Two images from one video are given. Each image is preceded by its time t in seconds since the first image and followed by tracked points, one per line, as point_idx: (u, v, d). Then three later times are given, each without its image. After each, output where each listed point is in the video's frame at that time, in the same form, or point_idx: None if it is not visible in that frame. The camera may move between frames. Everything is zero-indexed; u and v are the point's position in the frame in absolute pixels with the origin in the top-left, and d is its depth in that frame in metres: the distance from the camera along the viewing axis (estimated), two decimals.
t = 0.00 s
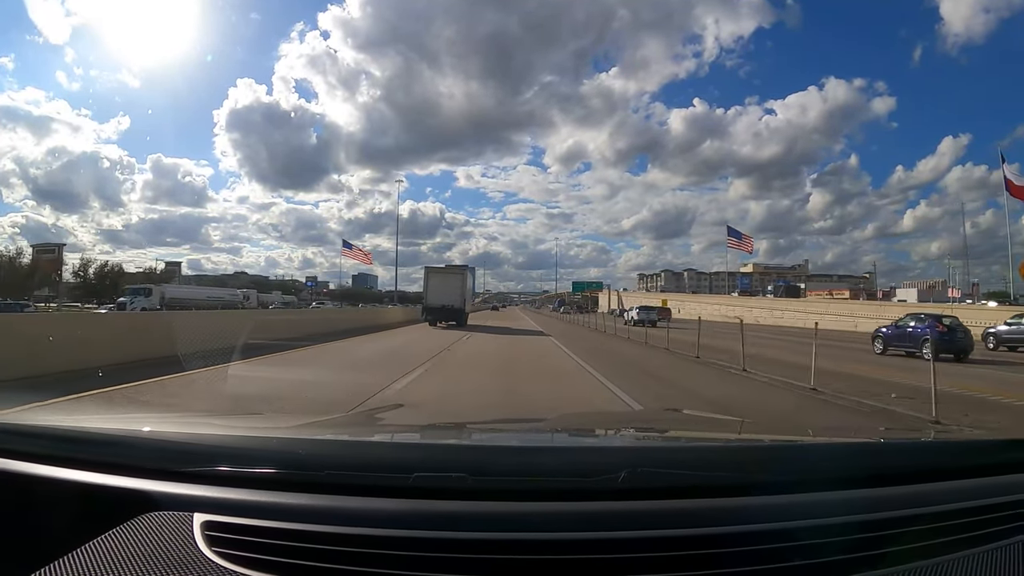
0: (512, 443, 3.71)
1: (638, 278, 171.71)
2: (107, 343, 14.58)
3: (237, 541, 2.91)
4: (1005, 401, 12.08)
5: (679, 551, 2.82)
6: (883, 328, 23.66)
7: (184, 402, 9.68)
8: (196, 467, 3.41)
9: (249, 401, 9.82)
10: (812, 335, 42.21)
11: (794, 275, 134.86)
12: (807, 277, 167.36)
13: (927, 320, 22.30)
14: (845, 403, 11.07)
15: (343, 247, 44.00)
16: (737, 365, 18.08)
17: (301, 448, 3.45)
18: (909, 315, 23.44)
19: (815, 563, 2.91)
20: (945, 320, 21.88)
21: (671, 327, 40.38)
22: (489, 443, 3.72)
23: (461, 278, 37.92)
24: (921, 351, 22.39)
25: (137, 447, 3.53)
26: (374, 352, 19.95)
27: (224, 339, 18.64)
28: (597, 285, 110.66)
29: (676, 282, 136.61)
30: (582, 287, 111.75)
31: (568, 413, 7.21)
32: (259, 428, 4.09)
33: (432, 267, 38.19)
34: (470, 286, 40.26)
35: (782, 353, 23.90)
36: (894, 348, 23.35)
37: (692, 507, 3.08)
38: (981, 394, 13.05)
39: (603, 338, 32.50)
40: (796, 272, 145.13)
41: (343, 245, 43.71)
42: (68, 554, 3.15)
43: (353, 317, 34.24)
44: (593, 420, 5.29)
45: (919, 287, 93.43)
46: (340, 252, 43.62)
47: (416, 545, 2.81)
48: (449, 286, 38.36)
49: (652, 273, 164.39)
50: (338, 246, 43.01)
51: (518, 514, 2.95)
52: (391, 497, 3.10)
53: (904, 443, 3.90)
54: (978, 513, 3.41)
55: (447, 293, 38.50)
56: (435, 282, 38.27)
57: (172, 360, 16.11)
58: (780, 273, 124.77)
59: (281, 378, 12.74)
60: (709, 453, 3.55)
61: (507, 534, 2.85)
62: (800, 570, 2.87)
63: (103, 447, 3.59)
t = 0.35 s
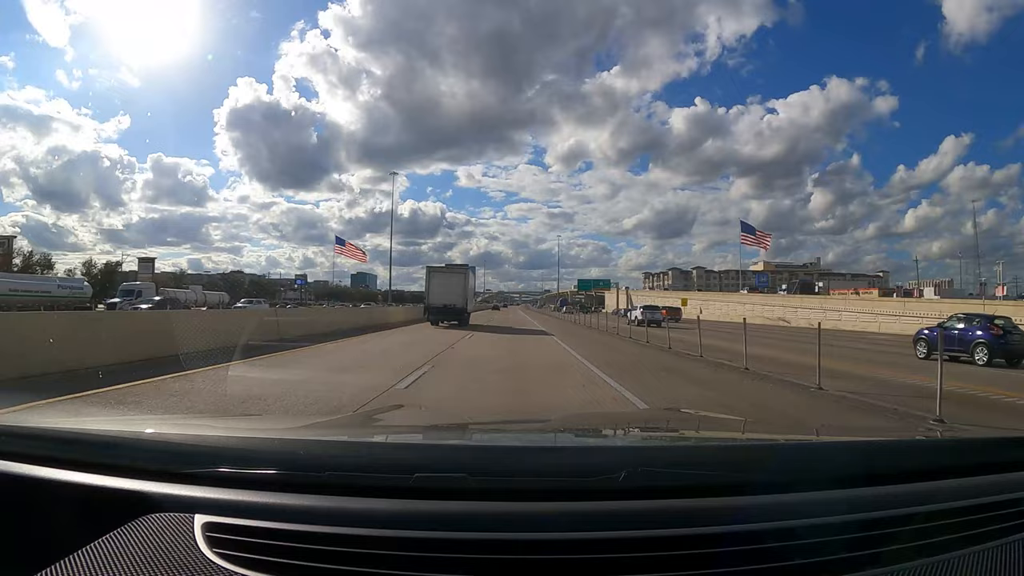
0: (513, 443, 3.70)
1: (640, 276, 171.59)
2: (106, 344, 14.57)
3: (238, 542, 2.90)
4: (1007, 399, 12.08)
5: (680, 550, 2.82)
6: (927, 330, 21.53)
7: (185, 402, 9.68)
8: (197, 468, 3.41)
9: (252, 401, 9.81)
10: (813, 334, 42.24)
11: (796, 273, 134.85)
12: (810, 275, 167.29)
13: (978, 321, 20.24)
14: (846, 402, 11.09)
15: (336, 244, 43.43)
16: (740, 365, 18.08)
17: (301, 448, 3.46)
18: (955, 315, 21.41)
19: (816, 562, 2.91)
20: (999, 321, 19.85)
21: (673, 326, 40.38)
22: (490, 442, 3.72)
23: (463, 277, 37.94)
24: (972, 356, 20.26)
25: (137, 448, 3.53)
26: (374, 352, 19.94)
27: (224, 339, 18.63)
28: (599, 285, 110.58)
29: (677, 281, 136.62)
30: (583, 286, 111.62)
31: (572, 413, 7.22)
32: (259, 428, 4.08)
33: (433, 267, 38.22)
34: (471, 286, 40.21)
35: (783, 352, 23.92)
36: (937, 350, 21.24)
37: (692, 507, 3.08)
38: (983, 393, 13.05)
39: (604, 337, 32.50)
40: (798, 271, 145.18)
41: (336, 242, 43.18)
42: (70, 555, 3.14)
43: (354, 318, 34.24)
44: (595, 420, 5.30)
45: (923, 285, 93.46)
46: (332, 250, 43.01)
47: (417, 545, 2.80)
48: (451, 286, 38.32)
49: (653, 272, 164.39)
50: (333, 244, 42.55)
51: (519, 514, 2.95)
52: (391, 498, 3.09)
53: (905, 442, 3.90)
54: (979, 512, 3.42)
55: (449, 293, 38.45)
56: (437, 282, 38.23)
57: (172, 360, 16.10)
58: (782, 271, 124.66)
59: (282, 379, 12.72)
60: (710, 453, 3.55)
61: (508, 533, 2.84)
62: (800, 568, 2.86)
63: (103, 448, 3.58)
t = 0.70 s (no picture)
0: (513, 442, 3.69)
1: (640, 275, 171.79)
2: (106, 344, 14.52)
3: (238, 541, 2.90)
4: (1009, 399, 12.09)
5: (677, 550, 2.81)
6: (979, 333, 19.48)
7: (186, 402, 9.65)
8: (198, 467, 3.41)
9: (254, 400, 9.79)
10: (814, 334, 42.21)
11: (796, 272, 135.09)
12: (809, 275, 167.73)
13: None
14: (850, 402, 11.06)
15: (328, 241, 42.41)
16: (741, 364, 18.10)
17: (302, 447, 3.45)
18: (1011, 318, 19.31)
19: (814, 561, 2.90)
20: None
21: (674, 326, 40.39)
22: (490, 442, 3.71)
23: (463, 277, 37.91)
24: None
25: (138, 447, 3.52)
26: (375, 352, 19.93)
27: (225, 339, 18.58)
28: (600, 283, 110.59)
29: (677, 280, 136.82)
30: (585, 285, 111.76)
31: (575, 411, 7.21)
32: (260, 427, 4.07)
33: (434, 267, 38.19)
34: (473, 286, 40.22)
35: (785, 352, 23.89)
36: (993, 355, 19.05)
37: (693, 506, 3.08)
38: (986, 393, 13.02)
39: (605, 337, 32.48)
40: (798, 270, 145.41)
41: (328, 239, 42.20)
42: (70, 554, 3.13)
43: (355, 317, 34.17)
44: (598, 419, 5.28)
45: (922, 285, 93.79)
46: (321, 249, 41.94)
47: (417, 544, 2.79)
48: (452, 285, 38.32)
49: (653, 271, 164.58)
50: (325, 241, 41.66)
51: (519, 514, 2.93)
52: (392, 497, 3.09)
53: (906, 441, 3.90)
54: (979, 511, 3.41)
55: (450, 292, 38.42)
56: (439, 281, 38.23)
57: (173, 360, 16.05)
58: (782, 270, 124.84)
59: (285, 378, 12.71)
60: (710, 452, 3.55)
61: (507, 533, 2.83)
62: (800, 568, 2.86)
63: (104, 447, 3.58)
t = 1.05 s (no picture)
0: (514, 443, 3.69)
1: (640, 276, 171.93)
2: (106, 343, 14.49)
3: (238, 541, 2.89)
4: (1007, 399, 12.20)
5: (679, 550, 2.81)
6: None
7: (188, 401, 9.66)
8: (197, 467, 3.40)
9: (257, 401, 9.79)
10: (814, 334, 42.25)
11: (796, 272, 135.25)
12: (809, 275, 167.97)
13: None
14: (850, 402, 11.10)
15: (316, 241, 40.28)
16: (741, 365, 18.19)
17: (302, 447, 3.44)
18: None
19: (816, 562, 2.89)
20: None
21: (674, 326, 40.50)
22: (490, 442, 3.71)
23: (464, 277, 37.93)
24: None
25: (138, 447, 3.51)
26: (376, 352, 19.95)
27: (226, 339, 18.56)
28: (600, 284, 110.65)
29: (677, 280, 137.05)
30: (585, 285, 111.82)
31: (576, 412, 7.24)
32: (261, 428, 4.06)
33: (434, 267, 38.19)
34: (473, 286, 40.23)
35: (785, 353, 23.95)
36: None
37: (694, 506, 3.08)
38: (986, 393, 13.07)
39: (605, 337, 32.53)
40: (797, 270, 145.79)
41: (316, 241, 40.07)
42: (69, 554, 3.12)
43: (355, 317, 34.17)
44: (599, 419, 5.29)
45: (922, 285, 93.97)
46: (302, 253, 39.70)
47: (419, 544, 2.79)
48: (452, 285, 38.32)
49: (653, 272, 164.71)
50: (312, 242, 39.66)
51: (519, 514, 2.93)
52: (392, 497, 3.08)
53: (908, 442, 3.90)
54: (982, 511, 3.41)
55: (451, 293, 38.42)
56: (439, 281, 38.22)
57: (173, 360, 16.02)
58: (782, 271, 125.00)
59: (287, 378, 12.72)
60: (711, 452, 3.55)
61: (508, 532, 2.83)
62: (801, 568, 2.85)
63: (104, 448, 3.57)
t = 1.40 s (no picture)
0: (514, 443, 3.68)
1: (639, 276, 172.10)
2: (104, 343, 14.43)
3: (238, 541, 2.88)
4: (1008, 399, 12.22)
5: (679, 550, 2.81)
6: None
7: (188, 402, 9.64)
8: (198, 467, 3.39)
9: (260, 400, 9.78)
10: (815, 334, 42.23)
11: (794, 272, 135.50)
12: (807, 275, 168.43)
13: None
14: (852, 402, 11.09)
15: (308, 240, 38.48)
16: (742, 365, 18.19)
17: (302, 447, 3.43)
18: None
19: (815, 562, 2.89)
20: None
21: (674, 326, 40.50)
22: (490, 441, 3.70)
23: (464, 277, 37.88)
24: None
25: (139, 447, 3.50)
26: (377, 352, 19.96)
27: (225, 339, 18.51)
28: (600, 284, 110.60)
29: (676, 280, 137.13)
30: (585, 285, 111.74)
31: (577, 412, 7.23)
32: (262, 428, 4.05)
33: (434, 267, 38.15)
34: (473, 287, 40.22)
35: (785, 353, 23.90)
36: None
37: (694, 506, 3.07)
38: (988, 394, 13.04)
39: (606, 337, 32.52)
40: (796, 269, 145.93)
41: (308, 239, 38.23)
42: (70, 554, 3.11)
43: (355, 318, 34.12)
44: (600, 419, 5.27)
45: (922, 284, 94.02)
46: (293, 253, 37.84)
47: (419, 544, 2.78)
48: (452, 285, 38.27)
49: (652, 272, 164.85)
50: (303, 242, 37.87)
51: (519, 514, 2.92)
52: (392, 497, 3.07)
53: (909, 442, 3.90)
54: (981, 511, 3.41)
55: (451, 293, 38.39)
56: (439, 281, 38.20)
57: (172, 361, 15.97)
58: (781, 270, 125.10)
59: (289, 379, 12.69)
60: (712, 452, 3.54)
61: (508, 533, 2.82)
62: (802, 568, 2.85)
63: (105, 448, 3.56)
